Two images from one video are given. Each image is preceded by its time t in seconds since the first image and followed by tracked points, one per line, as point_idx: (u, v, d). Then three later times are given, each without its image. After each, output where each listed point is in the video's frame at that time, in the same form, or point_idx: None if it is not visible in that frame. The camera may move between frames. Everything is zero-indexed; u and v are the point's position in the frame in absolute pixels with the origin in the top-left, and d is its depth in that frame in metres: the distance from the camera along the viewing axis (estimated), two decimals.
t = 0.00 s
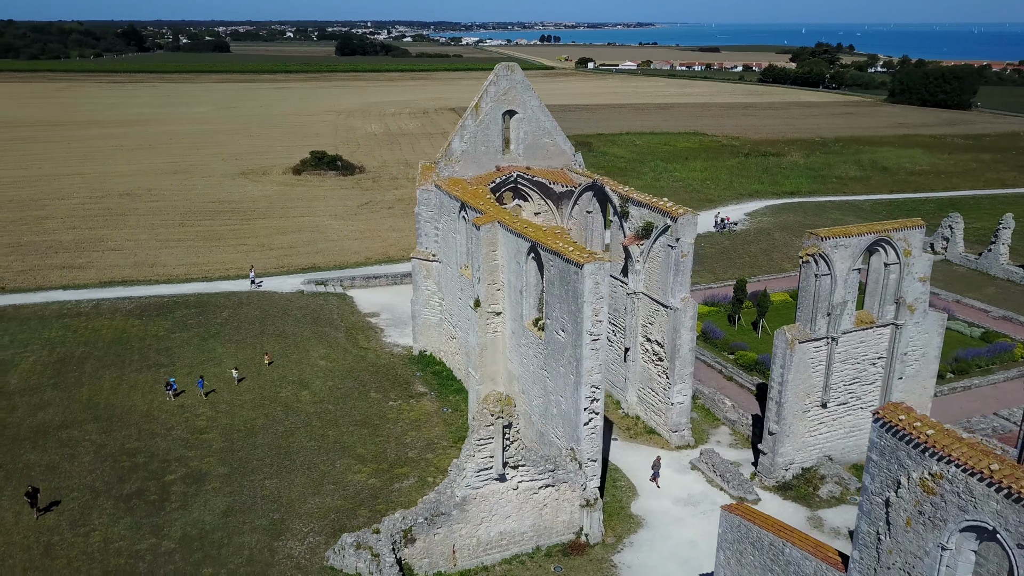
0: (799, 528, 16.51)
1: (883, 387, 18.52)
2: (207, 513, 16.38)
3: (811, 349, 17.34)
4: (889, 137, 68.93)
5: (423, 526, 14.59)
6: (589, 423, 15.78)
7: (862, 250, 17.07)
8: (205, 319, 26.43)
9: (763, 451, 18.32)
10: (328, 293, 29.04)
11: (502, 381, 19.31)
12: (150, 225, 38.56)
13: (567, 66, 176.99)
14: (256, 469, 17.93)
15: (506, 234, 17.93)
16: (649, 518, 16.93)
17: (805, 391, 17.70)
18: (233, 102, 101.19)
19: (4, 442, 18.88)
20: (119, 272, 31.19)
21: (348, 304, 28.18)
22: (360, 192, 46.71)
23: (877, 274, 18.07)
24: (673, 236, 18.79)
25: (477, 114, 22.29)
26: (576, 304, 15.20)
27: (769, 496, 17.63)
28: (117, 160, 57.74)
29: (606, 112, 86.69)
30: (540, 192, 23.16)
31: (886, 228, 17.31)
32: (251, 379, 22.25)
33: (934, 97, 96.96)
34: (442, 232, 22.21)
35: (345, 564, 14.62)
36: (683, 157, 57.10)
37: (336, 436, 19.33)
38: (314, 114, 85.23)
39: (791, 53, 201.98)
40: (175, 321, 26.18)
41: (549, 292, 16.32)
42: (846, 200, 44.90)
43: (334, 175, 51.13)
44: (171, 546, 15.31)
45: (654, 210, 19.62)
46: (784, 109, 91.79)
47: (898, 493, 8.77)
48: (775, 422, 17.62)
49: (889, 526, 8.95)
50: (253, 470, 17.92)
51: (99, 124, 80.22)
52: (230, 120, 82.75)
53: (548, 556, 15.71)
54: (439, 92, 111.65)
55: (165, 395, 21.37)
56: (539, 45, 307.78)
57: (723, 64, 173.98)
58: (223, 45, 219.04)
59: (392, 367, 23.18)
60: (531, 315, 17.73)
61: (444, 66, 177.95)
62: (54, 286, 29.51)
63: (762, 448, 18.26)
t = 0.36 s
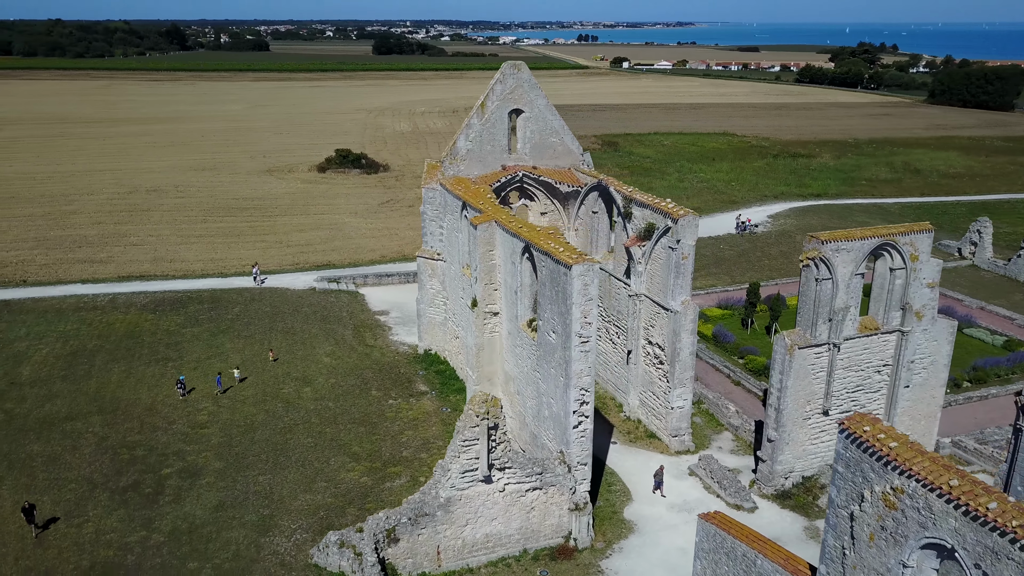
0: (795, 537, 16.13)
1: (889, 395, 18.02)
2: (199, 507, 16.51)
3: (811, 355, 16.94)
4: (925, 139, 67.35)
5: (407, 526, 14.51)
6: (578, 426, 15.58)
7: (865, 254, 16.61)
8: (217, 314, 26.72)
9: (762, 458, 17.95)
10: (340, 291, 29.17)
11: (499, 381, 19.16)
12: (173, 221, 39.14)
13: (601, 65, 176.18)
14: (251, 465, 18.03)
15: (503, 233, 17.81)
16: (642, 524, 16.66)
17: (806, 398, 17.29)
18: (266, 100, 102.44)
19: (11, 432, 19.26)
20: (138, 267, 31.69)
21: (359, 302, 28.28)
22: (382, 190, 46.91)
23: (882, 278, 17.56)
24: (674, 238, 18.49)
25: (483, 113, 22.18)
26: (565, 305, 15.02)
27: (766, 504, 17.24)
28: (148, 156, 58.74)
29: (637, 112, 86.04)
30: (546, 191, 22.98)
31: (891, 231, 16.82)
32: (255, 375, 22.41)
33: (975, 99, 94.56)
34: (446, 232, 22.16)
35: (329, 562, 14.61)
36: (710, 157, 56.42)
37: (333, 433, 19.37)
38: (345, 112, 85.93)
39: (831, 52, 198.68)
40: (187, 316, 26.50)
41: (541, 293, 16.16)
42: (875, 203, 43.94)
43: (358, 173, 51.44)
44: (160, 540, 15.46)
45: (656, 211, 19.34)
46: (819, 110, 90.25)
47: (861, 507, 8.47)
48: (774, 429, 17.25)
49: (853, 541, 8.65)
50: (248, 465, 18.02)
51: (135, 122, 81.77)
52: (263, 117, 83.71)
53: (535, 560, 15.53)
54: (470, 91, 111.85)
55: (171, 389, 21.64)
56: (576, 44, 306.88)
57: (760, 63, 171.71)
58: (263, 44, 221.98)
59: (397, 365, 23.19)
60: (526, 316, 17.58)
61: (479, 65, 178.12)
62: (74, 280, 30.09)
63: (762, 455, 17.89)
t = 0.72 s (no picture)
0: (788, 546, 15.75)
1: (892, 402, 17.57)
2: (190, 500, 16.66)
3: (809, 360, 16.56)
4: (960, 140, 65.82)
5: (389, 525, 14.47)
6: (566, 428, 15.42)
7: (865, 257, 16.21)
8: (227, 309, 27.00)
9: (759, 464, 17.60)
10: (351, 288, 29.30)
11: (495, 381, 19.06)
12: (195, 217, 39.66)
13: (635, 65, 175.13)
14: (245, 460, 18.16)
15: (497, 232, 17.71)
16: (632, 528, 16.42)
17: (803, 404, 16.93)
18: (298, 98, 103.47)
19: (16, 423, 19.62)
20: (155, 262, 32.18)
21: (368, 299, 28.37)
22: (403, 188, 47.08)
23: (884, 283, 17.12)
24: (673, 238, 18.24)
25: (487, 111, 22.09)
26: (552, 305, 14.88)
27: (762, 510, 16.86)
28: (178, 152, 59.66)
29: (667, 111, 85.32)
30: (551, 190, 22.88)
31: (893, 235, 16.39)
32: (258, 370, 22.59)
33: (1017, 99, 92.24)
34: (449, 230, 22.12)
35: (311, 559, 14.63)
36: (735, 158, 55.73)
37: (329, 429, 19.44)
38: (375, 111, 86.44)
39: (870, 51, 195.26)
40: (197, 311, 26.81)
41: (531, 293, 16.02)
42: (902, 205, 43.04)
43: (381, 171, 51.69)
44: (149, 532, 15.63)
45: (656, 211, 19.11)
46: (854, 110, 88.68)
47: (817, 518, 8.22)
48: (770, 435, 16.92)
49: (811, 553, 8.40)
50: (242, 460, 18.16)
51: (168, 119, 83.08)
52: (293, 115, 84.56)
53: (520, 561, 15.41)
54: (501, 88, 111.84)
55: (174, 383, 21.89)
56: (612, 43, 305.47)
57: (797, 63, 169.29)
58: (300, 42, 224.39)
59: (400, 363, 23.22)
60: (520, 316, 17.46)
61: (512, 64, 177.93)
62: (92, 273, 30.63)
63: (758, 461, 17.55)
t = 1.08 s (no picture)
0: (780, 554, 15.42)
1: (892, 409, 17.15)
2: (182, 493, 16.83)
3: (804, 365, 16.23)
4: (996, 142, 64.18)
5: (371, 523, 14.43)
6: (551, 429, 15.29)
7: (863, 261, 15.81)
8: (237, 304, 27.29)
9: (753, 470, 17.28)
10: (360, 285, 29.42)
11: (490, 380, 18.96)
12: (215, 212, 40.17)
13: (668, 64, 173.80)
14: (239, 454, 18.28)
15: (491, 231, 17.63)
16: (620, 532, 16.20)
17: (799, 410, 16.58)
18: (329, 96, 104.37)
19: (22, 413, 19.98)
20: (172, 257, 32.63)
21: (377, 296, 28.46)
22: (423, 186, 47.17)
23: (885, 288, 16.67)
24: (670, 239, 17.98)
25: (491, 108, 21.98)
26: (539, 304, 14.75)
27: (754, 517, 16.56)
28: (205, 149, 60.47)
29: (696, 111, 84.46)
30: (555, 189, 22.71)
31: (892, 238, 15.96)
32: (261, 365, 22.75)
33: None
34: (450, 228, 22.09)
35: (294, 554, 14.67)
36: (761, 158, 54.96)
37: (324, 425, 19.51)
38: (403, 109, 86.78)
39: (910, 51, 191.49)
40: (208, 306, 27.11)
41: (520, 292, 15.88)
42: (929, 208, 42.09)
43: (402, 170, 51.86)
44: (139, 523, 15.80)
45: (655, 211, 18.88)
46: (888, 110, 86.97)
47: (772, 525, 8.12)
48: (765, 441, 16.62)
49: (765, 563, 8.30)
50: (236, 454, 18.29)
51: (200, 116, 84.27)
52: (322, 113, 85.26)
53: (504, 562, 15.30)
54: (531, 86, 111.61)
55: (178, 377, 22.13)
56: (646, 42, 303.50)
57: (834, 63, 166.58)
58: (336, 41, 226.20)
59: (402, 360, 23.25)
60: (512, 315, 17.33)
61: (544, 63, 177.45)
62: (110, 267, 31.15)
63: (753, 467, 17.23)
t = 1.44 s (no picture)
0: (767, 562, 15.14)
1: (889, 416, 16.70)
2: (172, 486, 16.98)
3: (797, 370, 15.91)
4: None
5: (350, 520, 14.40)
6: (535, 430, 15.16)
7: (858, 264, 15.44)
8: (245, 300, 27.52)
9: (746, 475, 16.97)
10: (368, 283, 29.51)
11: (483, 380, 18.86)
12: (233, 209, 40.62)
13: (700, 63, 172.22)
14: (232, 448, 18.41)
15: (483, 230, 17.57)
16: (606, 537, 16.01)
17: (791, 415, 16.25)
18: (357, 94, 105.09)
19: (25, 404, 20.34)
20: (186, 252, 33.01)
21: (384, 293, 28.52)
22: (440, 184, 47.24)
23: (882, 292, 16.26)
24: (666, 240, 17.73)
25: (492, 107, 21.89)
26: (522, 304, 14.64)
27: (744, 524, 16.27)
28: (230, 146, 61.20)
29: (724, 111, 83.55)
30: (556, 188, 22.53)
31: (889, 240, 15.55)
32: (262, 361, 22.91)
33: None
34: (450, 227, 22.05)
35: (275, 550, 14.72)
36: (784, 159, 54.17)
37: (319, 422, 19.57)
38: (429, 107, 87.09)
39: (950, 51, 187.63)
40: (216, 301, 27.38)
41: (507, 291, 15.79)
42: (954, 211, 41.15)
43: (421, 168, 51.99)
44: (127, 516, 15.97)
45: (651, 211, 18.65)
46: (922, 111, 85.22)
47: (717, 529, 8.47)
48: (757, 446, 16.32)
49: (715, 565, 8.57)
50: (229, 448, 18.41)
51: (230, 113, 85.36)
52: (349, 111, 85.86)
53: (486, 563, 15.21)
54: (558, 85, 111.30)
55: (180, 371, 22.35)
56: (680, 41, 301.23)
57: (870, 62, 163.59)
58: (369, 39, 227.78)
59: (402, 359, 23.24)
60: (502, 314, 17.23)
61: (577, 61, 176.72)
62: (124, 262, 31.62)
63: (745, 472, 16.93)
